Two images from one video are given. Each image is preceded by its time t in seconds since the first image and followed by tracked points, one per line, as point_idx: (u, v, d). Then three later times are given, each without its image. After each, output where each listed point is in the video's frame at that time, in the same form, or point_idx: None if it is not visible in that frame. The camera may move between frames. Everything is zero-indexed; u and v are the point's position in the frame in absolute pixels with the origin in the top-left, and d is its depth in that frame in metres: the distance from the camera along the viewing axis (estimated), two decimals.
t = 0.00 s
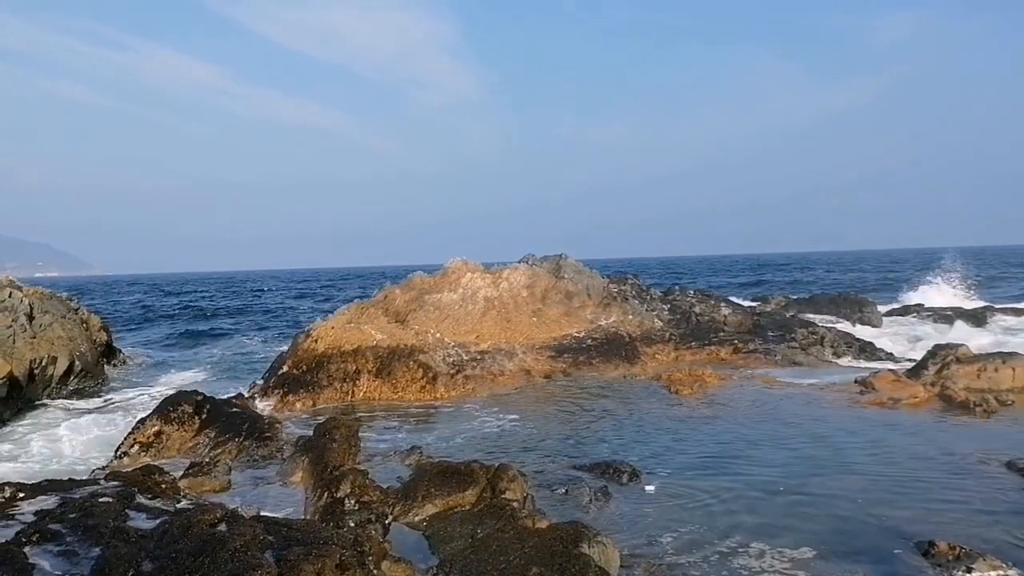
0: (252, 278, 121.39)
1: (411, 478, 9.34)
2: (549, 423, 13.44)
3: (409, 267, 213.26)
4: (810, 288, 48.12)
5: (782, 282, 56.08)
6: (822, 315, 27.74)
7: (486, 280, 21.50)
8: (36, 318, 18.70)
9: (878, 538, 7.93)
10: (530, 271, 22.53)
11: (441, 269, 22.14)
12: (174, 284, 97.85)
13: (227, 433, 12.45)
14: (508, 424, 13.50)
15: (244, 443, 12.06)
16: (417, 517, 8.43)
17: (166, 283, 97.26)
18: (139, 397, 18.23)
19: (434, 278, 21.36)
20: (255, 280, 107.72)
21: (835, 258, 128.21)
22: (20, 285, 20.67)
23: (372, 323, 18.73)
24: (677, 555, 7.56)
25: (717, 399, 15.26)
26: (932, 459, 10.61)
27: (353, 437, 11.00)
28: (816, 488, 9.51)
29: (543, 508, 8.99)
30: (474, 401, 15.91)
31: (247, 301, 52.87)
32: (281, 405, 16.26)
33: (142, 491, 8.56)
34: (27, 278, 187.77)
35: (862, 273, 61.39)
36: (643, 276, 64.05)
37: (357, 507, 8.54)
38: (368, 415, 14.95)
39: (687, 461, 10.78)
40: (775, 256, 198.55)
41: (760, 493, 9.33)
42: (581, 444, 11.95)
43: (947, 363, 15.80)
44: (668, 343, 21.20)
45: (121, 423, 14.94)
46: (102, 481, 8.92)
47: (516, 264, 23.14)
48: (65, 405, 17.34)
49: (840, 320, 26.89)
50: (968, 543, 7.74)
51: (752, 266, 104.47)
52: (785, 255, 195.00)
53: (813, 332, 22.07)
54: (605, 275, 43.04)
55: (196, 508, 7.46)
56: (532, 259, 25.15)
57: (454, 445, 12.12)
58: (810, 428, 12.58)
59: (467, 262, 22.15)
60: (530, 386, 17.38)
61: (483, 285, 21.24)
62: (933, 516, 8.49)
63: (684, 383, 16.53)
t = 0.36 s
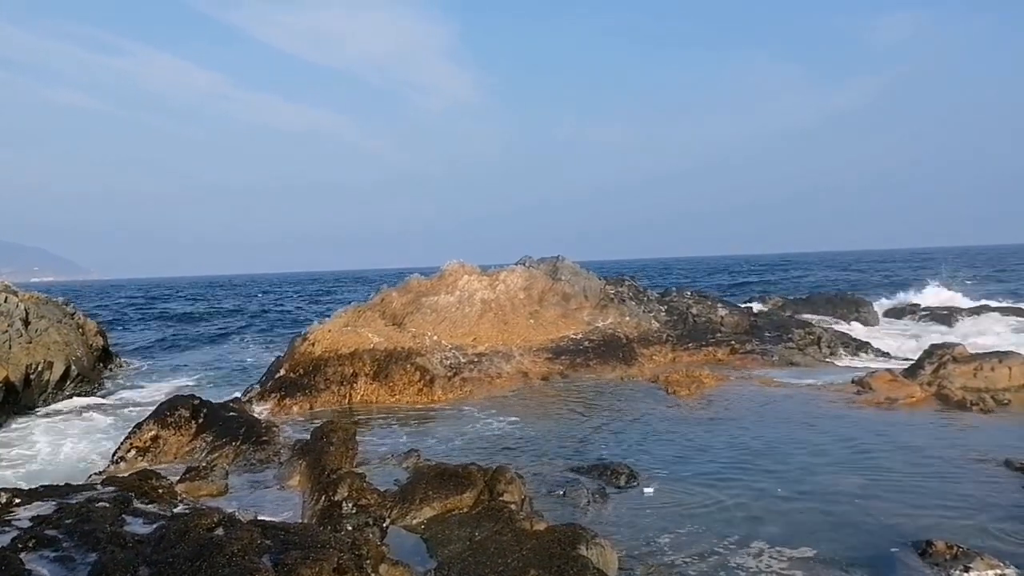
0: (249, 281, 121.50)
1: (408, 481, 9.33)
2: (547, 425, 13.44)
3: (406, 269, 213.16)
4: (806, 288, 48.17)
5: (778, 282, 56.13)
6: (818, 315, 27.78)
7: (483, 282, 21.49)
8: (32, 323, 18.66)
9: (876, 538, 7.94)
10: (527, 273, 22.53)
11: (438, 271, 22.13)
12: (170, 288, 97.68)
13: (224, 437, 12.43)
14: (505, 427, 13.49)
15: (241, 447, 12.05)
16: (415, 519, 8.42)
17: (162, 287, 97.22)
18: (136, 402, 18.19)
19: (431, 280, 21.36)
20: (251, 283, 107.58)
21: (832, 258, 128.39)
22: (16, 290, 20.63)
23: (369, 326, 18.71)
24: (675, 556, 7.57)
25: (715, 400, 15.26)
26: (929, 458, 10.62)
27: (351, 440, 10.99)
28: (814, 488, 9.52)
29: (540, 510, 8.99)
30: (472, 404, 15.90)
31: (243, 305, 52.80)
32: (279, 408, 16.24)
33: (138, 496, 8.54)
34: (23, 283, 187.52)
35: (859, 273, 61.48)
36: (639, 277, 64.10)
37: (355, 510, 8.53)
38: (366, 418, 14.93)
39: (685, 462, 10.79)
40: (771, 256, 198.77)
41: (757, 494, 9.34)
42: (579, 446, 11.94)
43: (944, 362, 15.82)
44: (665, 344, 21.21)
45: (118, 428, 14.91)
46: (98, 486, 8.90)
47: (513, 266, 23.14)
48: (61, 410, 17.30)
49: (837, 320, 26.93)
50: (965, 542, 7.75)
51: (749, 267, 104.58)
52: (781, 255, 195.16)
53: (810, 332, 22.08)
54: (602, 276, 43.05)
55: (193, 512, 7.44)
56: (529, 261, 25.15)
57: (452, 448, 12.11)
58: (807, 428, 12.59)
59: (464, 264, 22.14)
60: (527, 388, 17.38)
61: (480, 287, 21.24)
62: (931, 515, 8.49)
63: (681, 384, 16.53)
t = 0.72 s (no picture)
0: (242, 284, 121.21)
1: (403, 483, 9.31)
2: (542, 426, 13.43)
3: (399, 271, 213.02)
4: (799, 288, 48.25)
5: (771, 282, 56.25)
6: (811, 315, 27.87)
7: (477, 283, 21.48)
8: (24, 327, 18.57)
9: (870, 537, 7.95)
10: (520, 274, 22.53)
11: (432, 273, 22.10)
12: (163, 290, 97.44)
13: (217, 440, 12.40)
14: (500, 428, 13.48)
15: (234, 450, 12.02)
16: (409, 522, 8.40)
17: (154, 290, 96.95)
18: (129, 405, 18.12)
19: (424, 282, 21.32)
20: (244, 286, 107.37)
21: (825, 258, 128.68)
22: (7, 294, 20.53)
23: (362, 328, 18.68)
24: (670, 556, 7.57)
25: (708, 400, 15.26)
26: (922, 457, 10.65)
27: (345, 442, 10.97)
28: (808, 487, 9.53)
29: (535, 511, 8.98)
30: (466, 405, 15.89)
31: (236, 307, 52.69)
32: (272, 411, 16.20)
33: (132, 499, 8.51)
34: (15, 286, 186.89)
35: (851, 273, 61.65)
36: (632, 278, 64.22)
37: (349, 513, 8.51)
38: (359, 420, 14.91)
39: (679, 462, 10.79)
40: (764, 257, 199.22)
41: (752, 494, 9.34)
42: (574, 447, 11.94)
43: (937, 361, 15.87)
44: (659, 344, 21.22)
45: (111, 431, 14.86)
46: (91, 490, 8.85)
47: (506, 267, 23.14)
48: (54, 414, 17.22)
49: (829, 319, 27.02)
50: (959, 540, 7.76)
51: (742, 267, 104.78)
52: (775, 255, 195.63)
53: (803, 332, 22.13)
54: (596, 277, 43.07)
55: (186, 516, 7.41)
56: (522, 262, 25.16)
57: (446, 450, 12.10)
58: (801, 427, 12.60)
59: (458, 265, 22.13)
60: (522, 390, 17.38)
61: (474, 289, 21.23)
62: (925, 514, 8.51)
63: (675, 385, 16.54)
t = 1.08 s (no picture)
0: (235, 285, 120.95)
1: (397, 484, 9.31)
2: (536, 427, 13.43)
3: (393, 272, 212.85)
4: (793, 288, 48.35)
5: (765, 283, 56.35)
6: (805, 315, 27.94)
7: (471, 284, 21.48)
8: (16, 329, 18.50)
9: (864, 537, 7.97)
10: (514, 274, 22.54)
11: (426, 273, 22.10)
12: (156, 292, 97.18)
13: (211, 442, 12.38)
14: (495, 429, 13.48)
15: (228, 451, 12.00)
16: (403, 523, 8.40)
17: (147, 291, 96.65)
18: (122, 407, 18.06)
19: (418, 283, 21.31)
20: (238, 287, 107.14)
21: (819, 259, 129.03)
22: None
23: (356, 330, 18.65)
24: (664, 557, 7.59)
25: (702, 401, 15.28)
26: (916, 457, 10.68)
27: (339, 444, 10.96)
28: (802, 487, 9.56)
29: (530, 512, 8.98)
30: (461, 406, 15.89)
31: (230, 308, 52.59)
32: (266, 412, 16.17)
33: (125, 502, 8.48)
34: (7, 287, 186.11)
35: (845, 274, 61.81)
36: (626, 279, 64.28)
37: (343, 514, 8.50)
38: (354, 421, 14.90)
39: (674, 463, 10.81)
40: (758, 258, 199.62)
41: (746, 494, 9.36)
42: (568, 448, 11.94)
43: (930, 361, 15.93)
44: (653, 345, 21.25)
45: (104, 433, 14.81)
46: (84, 492, 8.82)
47: (500, 268, 23.14)
48: (46, 416, 17.17)
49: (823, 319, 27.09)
50: (952, 540, 7.79)
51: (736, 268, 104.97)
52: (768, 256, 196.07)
53: (797, 332, 22.18)
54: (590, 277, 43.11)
55: (180, 518, 7.39)
56: (517, 263, 25.17)
57: (440, 451, 12.10)
58: (794, 428, 12.63)
59: (452, 267, 22.13)
60: (516, 391, 17.38)
61: (468, 290, 21.23)
62: (918, 514, 8.54)
63: (670, 386, 16.57)
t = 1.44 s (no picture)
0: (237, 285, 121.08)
1: (399, 485, 9.30)
2: (538, 428, 13.43)
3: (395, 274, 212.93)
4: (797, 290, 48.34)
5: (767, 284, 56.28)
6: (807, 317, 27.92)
7: (473, 285, 21.48)
8: (19, 329, 18.52)
9: (866, 538, 7.97)
10: (517, 275, 22.54)
11: (428, 274, 22.11)
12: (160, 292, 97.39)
13: (213, 443, 12.40)
14: (497, 430, 13.49)
15: (231, 452, 12.01)
16: (406, 524, 8.40)
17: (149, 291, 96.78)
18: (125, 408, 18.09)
19: (420, 284, 21.32)
20: (241, 288, 107.33)
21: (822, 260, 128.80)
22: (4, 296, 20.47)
23: (359, 330, 18.66)
24: (666, 557, 7.59)
25: (704, 402, 15.28)
26: (918, 459, 10.67)
27: (342, 445, 10.96)
28: (804, 489, 9.56)
29: (532, 513, 8.99)
30: (464, 407, 15.90)
31: (233, 309, 52.66)
32: (269, 413, 16.19)
33: (128, 502, 8.50)
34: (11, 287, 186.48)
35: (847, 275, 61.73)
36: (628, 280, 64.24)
37: (346, 515, 8.50)
38: (356, 422, 14.90)
39: (676, 464, 10.81)
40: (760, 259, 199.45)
41: (749, 496, 9.35)
42: (570, 449, 11.94)
43: (932, 363, 15.91)
44: (655, 346, 21.25)
45: (107, 434, 14.85)
46: (87, 493, 8.83)
47: (503, 269, 23.15)
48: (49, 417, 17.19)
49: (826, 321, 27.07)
50: (954, 542, 7.79)
51: (739, 269, 104.91)
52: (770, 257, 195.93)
53: (799, 334, 22.18)
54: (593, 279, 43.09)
55: (183, 519, 7.39)
56: (519, 264, 25.18)
57: (443, 452, 12.10)
58: (797, 430, 12.62)
59: (454, 268, 22.13)
60: (518, 392, 17.38)
61: (470, 291, 21.24)
62: (921, 515, 8.53)
63: (672, 387, 16.56)
